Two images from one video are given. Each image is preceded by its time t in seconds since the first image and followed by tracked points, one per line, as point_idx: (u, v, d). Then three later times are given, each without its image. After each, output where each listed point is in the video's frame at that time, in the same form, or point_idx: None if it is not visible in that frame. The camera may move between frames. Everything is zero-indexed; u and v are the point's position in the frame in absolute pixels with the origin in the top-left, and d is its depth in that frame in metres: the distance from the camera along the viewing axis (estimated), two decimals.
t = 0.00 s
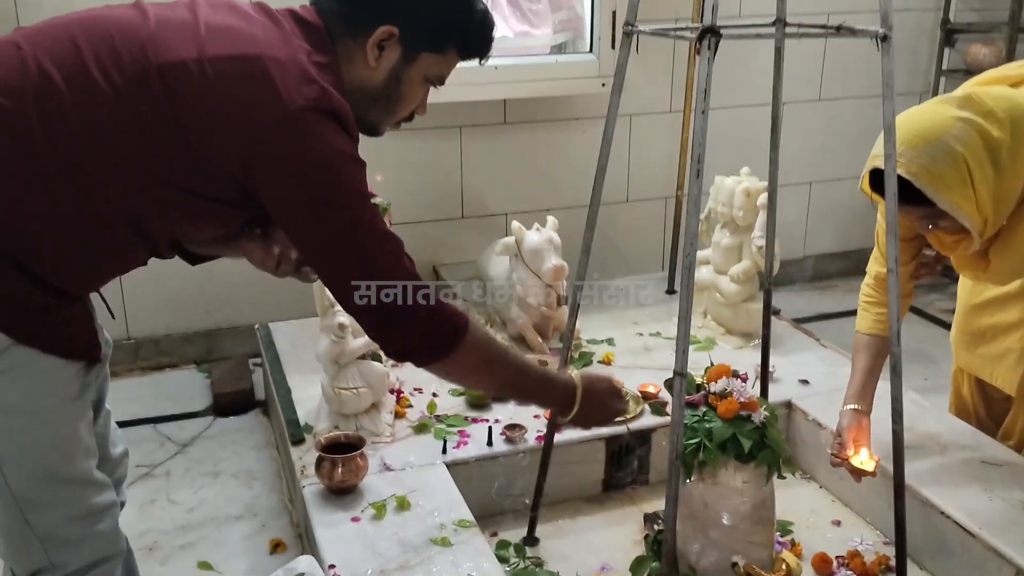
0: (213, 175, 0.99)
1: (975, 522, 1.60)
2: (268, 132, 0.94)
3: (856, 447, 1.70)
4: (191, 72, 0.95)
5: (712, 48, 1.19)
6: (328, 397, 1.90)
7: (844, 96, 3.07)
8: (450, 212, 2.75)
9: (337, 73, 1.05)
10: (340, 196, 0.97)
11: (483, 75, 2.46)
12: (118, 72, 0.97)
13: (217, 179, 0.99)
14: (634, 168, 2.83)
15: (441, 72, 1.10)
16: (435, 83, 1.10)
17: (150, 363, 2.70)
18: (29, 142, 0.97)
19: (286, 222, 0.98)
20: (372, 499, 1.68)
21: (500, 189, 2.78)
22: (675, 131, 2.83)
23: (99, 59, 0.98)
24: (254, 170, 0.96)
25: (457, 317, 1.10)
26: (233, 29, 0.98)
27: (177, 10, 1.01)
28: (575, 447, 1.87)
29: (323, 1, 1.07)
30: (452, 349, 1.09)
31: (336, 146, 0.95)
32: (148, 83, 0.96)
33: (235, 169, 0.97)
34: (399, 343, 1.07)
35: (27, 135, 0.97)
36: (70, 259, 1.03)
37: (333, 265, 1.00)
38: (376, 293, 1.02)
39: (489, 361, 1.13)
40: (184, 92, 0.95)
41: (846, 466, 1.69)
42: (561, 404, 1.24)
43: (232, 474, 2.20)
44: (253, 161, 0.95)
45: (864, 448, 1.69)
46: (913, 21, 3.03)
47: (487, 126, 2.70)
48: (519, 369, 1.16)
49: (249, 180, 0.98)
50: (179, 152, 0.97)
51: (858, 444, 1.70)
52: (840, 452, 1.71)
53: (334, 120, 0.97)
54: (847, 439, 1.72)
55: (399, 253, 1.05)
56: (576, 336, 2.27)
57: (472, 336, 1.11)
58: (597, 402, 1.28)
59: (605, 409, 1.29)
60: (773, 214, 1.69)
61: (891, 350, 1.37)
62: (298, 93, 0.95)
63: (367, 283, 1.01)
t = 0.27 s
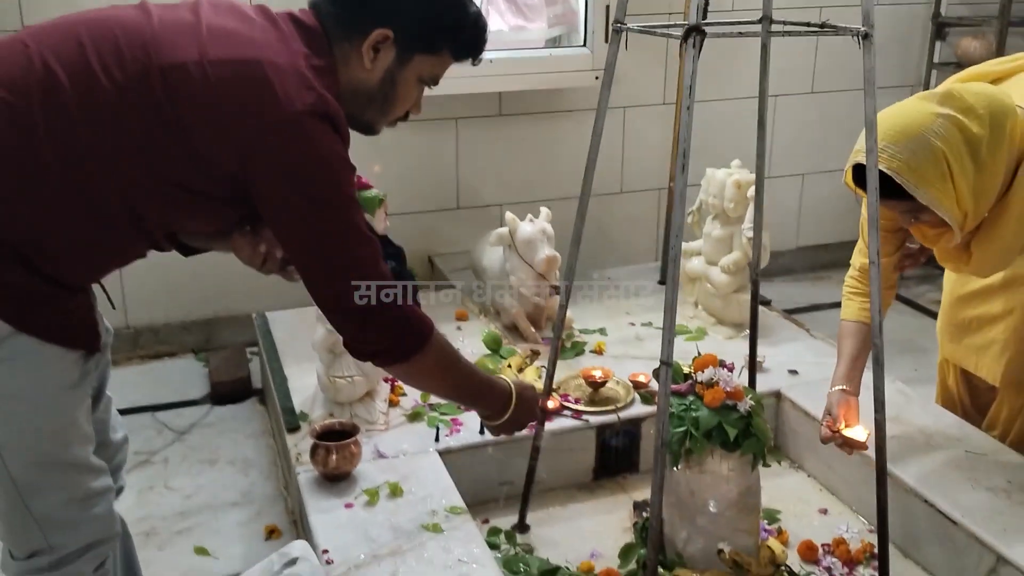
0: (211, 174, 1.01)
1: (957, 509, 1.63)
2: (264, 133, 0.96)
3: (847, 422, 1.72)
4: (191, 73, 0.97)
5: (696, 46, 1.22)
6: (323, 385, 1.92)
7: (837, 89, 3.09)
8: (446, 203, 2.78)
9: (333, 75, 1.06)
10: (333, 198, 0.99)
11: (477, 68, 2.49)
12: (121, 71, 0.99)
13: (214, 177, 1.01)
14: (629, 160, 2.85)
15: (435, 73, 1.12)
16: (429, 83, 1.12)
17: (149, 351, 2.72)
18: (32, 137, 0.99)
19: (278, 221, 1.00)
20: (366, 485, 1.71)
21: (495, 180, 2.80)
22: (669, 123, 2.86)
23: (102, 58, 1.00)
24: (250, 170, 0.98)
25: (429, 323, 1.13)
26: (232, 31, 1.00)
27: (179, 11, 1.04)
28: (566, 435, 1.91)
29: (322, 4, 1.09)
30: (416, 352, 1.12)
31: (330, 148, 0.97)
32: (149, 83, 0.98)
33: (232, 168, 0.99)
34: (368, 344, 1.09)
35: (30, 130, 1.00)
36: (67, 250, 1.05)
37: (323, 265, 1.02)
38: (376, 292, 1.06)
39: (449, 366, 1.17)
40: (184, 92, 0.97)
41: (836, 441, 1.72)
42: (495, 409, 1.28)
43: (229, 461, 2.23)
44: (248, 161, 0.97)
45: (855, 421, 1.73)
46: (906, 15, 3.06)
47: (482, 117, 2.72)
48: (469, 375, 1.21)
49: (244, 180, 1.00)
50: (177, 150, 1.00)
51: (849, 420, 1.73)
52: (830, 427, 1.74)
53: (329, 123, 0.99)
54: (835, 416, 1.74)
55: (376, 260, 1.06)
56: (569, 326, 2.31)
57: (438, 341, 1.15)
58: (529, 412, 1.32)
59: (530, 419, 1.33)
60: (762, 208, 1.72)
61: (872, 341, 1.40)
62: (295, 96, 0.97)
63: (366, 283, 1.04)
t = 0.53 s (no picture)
0: (199, 165, 1.04)
1: (934, 497, 1.66)
2: (249, 125, 0.99)
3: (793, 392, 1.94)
4: (178, 67, 1.01)
5: (675, 41, 1.25)
6: (316, 373, 1.96)
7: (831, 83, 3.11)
8: (441, 196, 2.81)
9: (319, 71, 1.10)
10: (318, 188, 1.02)
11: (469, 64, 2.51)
12: (109, 65, 1.02)
13: (203, 169, 1.04)
14: (623, 152, 2.88)
15: (420, 71, 1.15)
16: (414, 81, 1.16)
17: (148, 340, 2.76)
18: (24, 130, 1.03)
19: (265, 210, 1.03)
20: (356, 471, 1.74)
21: (490, 173, 2.83)
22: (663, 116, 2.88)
23: (91, 53, 1.03)
24: (236, 160, 1.01)
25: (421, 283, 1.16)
26: (218, 26, 1.03)
27: (168, 6, 1.07)
28: (554, 424, 1.94)
29: None
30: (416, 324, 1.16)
31: (314, 140, 1.01)
32: (137, 77, 1.01)
33: (220, 159, 1.02)
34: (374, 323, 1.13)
35: (25, 124, 1.03)
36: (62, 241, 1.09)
37: (310, 252, 1.05)
38: (376, 292, 1.10)
39: (455, 314, 1.21)
40: (172, 86, 1.01)
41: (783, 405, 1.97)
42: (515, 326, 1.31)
43: (225, 448, 2.27)
44: (233, 152, 1.01)
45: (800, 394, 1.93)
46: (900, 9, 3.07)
47: (477, 110, 2.75)
48: (481, 310, 1.24)
49: (231, 170, 1.03)
50: (167, 142, 1.03)
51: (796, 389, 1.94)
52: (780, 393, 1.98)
53: (312, 115, 1.02)
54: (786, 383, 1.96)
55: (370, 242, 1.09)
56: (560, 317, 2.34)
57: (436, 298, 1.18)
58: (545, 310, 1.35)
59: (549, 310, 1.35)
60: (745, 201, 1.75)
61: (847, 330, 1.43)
62: (279, 90, 1.00)
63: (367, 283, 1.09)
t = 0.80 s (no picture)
0: (187, 162, 1.08)
1: (918, 500, 1.68)
2: (234, 122, 1.03)
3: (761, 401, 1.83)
4: (166, 67, 1.05)
5: (658, 49, 1.29)
6: (313, 375, 2.00)
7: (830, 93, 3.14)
8: (441, 203, 2.85)
9: (304, 71, 1.14)
10: (301, 182, 1.06)
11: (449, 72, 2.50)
12: (101, 67, 1.07)
13: (191, 166, 1.08)
14: (621, 161, 2.91)
15: (404, 75, 1.19)
16: (398, 84, 1.20)
17: (152, 344, 2.80)
18: (20, 129, 1.08)
19: (250, 204, 1.07)
20: (349, 471, 1.78)
21: (489, 181, 2.87)
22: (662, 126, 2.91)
23: (83, 55, 1.08)
24: (222, 156, 1.05)
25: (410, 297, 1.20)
26: (206, 28, 1.07)
27: (159, 10, 1.11)
28: (547, 426, 1.97)
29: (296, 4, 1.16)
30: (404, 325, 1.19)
31: (297, 136, 1.04)
32: (128, 77, 1.06)
33: (206, 156, 1.06)
34: (357, 325, 1.16)
35: (21, 125, 1.08)
36: (57, 238, 1.14)
37: (295, 246, 1.08)
38: (376, 292, 1.15)
39: (442, 337, 1.23)
40: (160, 85, 1.05)
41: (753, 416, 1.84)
42: (514, 378, 1.33)
43: (225, 449, 2.31)
44: (220, 148, 1.05)
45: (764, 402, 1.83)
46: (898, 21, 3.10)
47: (477, 118, 2.79)
48: (472, 345, 1.26)
49: (218, 166, 1.07)
50: (156, 140, 1.07)
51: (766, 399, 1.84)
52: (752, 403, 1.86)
53: (296, 112, 1.06)
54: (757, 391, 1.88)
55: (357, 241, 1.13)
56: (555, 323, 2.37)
57: (425, 315, 1.22)
58: (548, 376, 1.38)
59: (560, 389, 1.39)
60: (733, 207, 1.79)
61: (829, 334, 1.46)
62: (263, 88, 1.04)
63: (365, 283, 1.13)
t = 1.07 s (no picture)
0: (185, 169, 1.10)
1: (915, 502, 1.68)
2: (232, 131, 1.04)
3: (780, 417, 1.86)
4: (168, 76, 1.06)
5: (652, 55, 1.30)
6: (315, 370, 2.03)
7: (837, 94, 3.13)
8: (446, 202, 2.86)
9: (305, 82, 1.15)
10: (296, 194, 1.07)
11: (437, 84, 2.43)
12: (104, 72, 1.09)
13: (189, 172, 1.10)
14: (626, 161, 2.91)
15: (404, 86, 1.21)
16: (398, 95, 1.21)
17: (160, 339, 2.83)
18: (25, 131, 1.10)
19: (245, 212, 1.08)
20: (349, 467, 1.79)
21: (494, 180, 2.88)
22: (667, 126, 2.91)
23: (88, 61, 1.10)
24: (220, 164, 1.07)
25: (376, 313, 1.21)
26: (209, 38, 1.09)
27: (164, 19, 1.13)
28: (547, 425, 1.98)
29: (300, 16, 1.17)
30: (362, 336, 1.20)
31: (294, 148, 1.06)
32: (131, 85, 1.08)
33: (204, 163, 1.08)
34: (319, 330, 1.17)
35: (25, 127, 1.10)
36: (59, 237, 1.16)
37: (287, 254, 1.10)
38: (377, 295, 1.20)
39: (395, 356, 1.25)
40: (162, 94, 1.07)
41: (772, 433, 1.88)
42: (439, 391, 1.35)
43: (229, 443, 2.33)
44: (217, 157, 1.06)
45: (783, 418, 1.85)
46: (906, 22, 3.09)
47: (483, 118, 2.80)
48: (416, 363, 1.29)
49: (215, 173, 1.09)
50: (156, 146, 1.09)
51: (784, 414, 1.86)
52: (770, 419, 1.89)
53: (295, 124, 1.07)
54: (775, 406, 1.90)
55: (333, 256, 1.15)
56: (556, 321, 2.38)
57: (385, 331, 1.23)
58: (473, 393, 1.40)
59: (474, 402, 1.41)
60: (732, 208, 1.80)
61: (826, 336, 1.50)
62: (263, 100, 1.05)
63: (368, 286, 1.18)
